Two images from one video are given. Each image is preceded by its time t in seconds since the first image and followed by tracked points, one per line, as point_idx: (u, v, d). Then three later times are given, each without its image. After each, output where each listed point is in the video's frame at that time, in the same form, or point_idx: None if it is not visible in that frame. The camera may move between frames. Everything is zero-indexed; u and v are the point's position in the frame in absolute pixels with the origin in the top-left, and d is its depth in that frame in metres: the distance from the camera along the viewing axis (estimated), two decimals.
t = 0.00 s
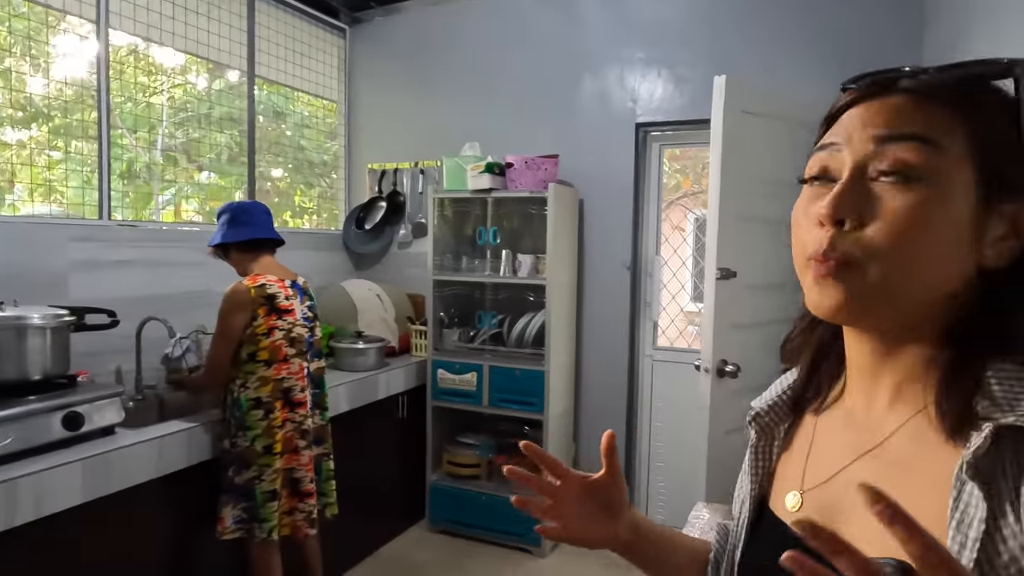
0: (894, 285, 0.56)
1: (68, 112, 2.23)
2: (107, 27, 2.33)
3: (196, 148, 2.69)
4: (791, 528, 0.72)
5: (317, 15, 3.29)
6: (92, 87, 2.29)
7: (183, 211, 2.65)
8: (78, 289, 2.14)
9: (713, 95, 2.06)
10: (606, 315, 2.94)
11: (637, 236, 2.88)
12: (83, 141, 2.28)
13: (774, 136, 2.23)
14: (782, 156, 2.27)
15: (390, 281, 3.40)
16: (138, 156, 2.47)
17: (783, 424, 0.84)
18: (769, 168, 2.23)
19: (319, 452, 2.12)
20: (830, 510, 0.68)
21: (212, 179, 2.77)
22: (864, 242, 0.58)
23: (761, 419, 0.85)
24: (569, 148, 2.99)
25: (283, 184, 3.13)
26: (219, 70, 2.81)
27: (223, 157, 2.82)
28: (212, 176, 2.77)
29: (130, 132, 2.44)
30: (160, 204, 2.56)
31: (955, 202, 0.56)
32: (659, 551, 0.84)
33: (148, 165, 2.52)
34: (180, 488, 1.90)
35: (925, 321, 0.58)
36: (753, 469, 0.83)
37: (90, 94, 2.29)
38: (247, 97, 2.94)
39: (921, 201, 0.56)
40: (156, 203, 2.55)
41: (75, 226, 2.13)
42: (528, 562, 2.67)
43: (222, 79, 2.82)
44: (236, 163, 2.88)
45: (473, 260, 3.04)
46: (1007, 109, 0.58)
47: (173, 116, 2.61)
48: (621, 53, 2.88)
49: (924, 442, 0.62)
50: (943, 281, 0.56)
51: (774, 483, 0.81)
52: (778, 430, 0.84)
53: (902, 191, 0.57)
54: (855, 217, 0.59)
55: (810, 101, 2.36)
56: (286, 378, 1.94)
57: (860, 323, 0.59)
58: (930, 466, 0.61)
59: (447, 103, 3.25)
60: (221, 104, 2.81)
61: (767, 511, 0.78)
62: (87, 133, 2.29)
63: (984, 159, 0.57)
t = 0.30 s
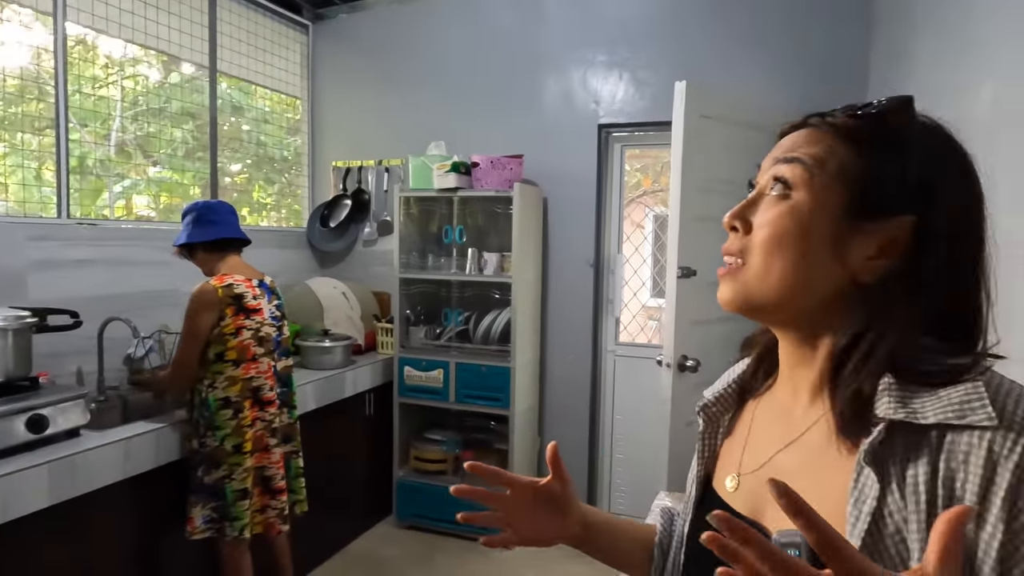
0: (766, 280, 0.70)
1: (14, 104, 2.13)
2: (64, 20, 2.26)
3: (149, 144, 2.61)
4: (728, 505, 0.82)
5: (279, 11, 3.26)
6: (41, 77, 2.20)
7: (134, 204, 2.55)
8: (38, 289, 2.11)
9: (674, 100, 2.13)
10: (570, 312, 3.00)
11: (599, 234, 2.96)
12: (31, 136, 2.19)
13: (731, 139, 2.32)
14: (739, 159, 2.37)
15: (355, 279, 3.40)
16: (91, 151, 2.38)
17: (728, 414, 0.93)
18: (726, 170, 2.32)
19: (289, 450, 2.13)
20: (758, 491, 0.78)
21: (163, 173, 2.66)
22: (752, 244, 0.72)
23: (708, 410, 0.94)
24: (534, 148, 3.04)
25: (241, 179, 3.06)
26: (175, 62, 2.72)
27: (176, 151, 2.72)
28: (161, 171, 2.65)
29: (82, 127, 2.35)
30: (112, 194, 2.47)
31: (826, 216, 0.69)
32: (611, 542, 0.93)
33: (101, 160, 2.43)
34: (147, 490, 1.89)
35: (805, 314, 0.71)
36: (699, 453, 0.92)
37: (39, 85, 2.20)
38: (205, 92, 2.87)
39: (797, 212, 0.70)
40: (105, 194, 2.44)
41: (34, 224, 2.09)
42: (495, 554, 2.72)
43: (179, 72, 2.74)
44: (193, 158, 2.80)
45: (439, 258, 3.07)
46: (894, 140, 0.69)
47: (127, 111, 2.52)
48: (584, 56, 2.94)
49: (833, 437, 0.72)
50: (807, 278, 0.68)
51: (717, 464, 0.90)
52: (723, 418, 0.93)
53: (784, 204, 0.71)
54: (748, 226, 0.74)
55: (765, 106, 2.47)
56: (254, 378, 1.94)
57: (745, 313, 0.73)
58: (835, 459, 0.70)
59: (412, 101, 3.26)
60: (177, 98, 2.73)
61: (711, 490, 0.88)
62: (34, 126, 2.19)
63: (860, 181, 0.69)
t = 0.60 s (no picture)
0: (724, 285, 0.76)
1: None
2: (33, 16, 2.23)
3: (120, 140, 2.57)
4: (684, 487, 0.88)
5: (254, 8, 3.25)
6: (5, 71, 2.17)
7: (102, 200, 2.51)
8: (12, 290, 2.09)
9: (647, 102, 2.19)
10: (546, 309, 3.06)
11: (574, 233, 3.01)
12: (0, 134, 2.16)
13: (702, 141, 2.39)
14: (709, 160, 2.43)
15: (332, 277, 3.41)
16: (59, 148, 2.35)
17: (694, 399, 0.97)
18: (698, 171, 2.39)
19: (270, 448, 2.15)
20: (711, 479, 0.84)
21: (130, 169, 2.61)
22: (713, 251, 0.78)
23: (677, 394, 0.97)
24: (510, 148, 3.08)
25: (212, 175, 3.03)
26: (146, 58, 2.68)
27: (147, 149, 2.69)
28: (130, 167, 2.61)
29: (51, 125, 2.31)
30: (80, 189, 2.42)
31: (782, 228, 0.75)
32: (579, 455, 1.02)
33: (70, 156, 2.39)
34: (127, 489, 1.89)
35: (759, 318, 0.77)
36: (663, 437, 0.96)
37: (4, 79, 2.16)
38: (177, 88, 2.84)
39: (754, 224, 0.76)
40: (72, 190, 2.40)
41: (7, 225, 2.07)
42: (474, 548, 2.77)
43: (150, 67, 2.70)
44: (165, 154, 2.77)
45: (417, 256, 3.10)
46: (849, 163, 0.75)
47: (96, 107, 2.48)
48: (559, 56, 2.98)
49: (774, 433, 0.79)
50: (761, 286, 0.75)
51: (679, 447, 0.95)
52: (688, 403, 0.97)
53: (745, 216, 0.77)
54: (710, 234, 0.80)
55: (735, 109, 2.54)
56: (235, 377, 1.96)
57: (704, 314, 0.79)
58: (776, 456, 0.78)
59: (388, 100, 3.28)
60: (149, 94, 2.70)
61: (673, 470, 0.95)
62: None
63: (813, 200, 0.75)
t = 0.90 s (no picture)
0: (694, 287, 0.81)
1: None
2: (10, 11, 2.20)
3: (98, 136, 2.56)
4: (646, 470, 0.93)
5: (234, 4, 3.24)
6: None
7: (77, 194, 2.47)
8: None
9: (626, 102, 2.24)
10: (527, 306, 3.09)
11: (555, 230, 3.05)
12: None
13: (681, 141, 2.44)
14: (688, 159, 2.48)
15: (314, 274, 3.42)
16: (36, 144, 2.32)
17: (658, 385, 1.03)
18: (676, 170, 2.44)
19: (254, 445, 2.16)
20: (674, 461, 0.89)
21: (108, 164, 2.60)
22: (685, 254, 0.83)
23: (643, 379, 1.03)
24: (492, 146, 3.11)
25: (191, 171, 3.02)
26: (123, 52, 2.66)
27: (125, 144, 2.67)
28: (108, 161, 2.60)
29: (28, 121, 2.28)
30: (56, 184, 2.39)
31: (749, 237, 0.79)
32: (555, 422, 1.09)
33: (47, 152, 2.37)
34: (111, 488, 1.90)
35: (726, 320, 0.82)
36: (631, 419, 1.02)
37: None
38: (156, 84, 2.83)
39: (724, 232, 0.80)
40: (47, 185, 2.36)
41: None
42: (457, 542, 2.80)
43: (128, 63, 2.69)
44: (144, 151, 2.76)
45: (400, 254, 3.12)
46: (817, 178, 0.79)
47: (74, 103, 2.46)
48: (540, 55, 3.01)
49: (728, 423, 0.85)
50: (729, 289, 0.79)
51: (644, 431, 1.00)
52: (653, 388, 1.03)
53: (717, 223, 0.81)
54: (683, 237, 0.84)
55: (712, 109, 2.59)
56: (218, 374, 1.97)
57: (675, 314, 0.83)
58: (730, 446, 0.83)
59: (370, 98, 3.29)
60: (127, 89, 2.68)
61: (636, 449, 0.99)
62: None
63: (781, 211, 0.79)
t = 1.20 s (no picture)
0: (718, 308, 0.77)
1: None
2: None
3: (79, 134, 2.52)
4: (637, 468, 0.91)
5: (218, 2, 3.21)
6: None
7: (57, 192, 2.43)
8: None
9: (611, 102, 2.24)
10: (513, 305, 3.09)
11: (542, 230, 3.05)
12: None
13: (666, 141, 2.44)
14: (673, 159, 2.49)
15: (299, 274, 3.40)
16: (15, 142, 2.27)
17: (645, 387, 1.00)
18: (661, 170, 2.44)
19: (236, 447, 2.14)
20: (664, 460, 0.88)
21: (89, 163, 2.56)
22: (700, 277, 0.78)
23: (630, 381, 1.01)
24: (478, 146, 3.10)
25: (174, 169, 2.98)
26: (105, 50, 2.63)
27: (106, 143, 2.64)
28: (89, 159, 2.56)
29: (6, 117, 2.23)
30: (35, 181, 2.34)
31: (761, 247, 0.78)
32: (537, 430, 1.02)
33: (27, 149, 2.32)
34: (90, 490, 1.88)
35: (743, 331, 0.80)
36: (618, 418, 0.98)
37: None
38: (138, 82, 2.79)
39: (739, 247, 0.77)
40: (27, 182, 2.32)
41: None
42: (443, 542, 2.80)
43: (110, 60, 2.65)
44: (125, 149, 2.72)
45: (386, 253, 3.11)
46: (799, 175, 0.80)
47: (54, 100, 2.42)
48: (526, 55, 3.01)
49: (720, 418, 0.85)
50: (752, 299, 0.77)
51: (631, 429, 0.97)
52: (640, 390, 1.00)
53: (724, 235, 0.78)
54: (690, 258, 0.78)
55: (697, 110, 2.60)
56: (197, 375, 1.95)
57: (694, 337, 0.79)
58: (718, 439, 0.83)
59: (355, 97, 3.27)
60: (109, 87, 2.64)
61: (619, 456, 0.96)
62: None
63: (782, 210, 0.78)
